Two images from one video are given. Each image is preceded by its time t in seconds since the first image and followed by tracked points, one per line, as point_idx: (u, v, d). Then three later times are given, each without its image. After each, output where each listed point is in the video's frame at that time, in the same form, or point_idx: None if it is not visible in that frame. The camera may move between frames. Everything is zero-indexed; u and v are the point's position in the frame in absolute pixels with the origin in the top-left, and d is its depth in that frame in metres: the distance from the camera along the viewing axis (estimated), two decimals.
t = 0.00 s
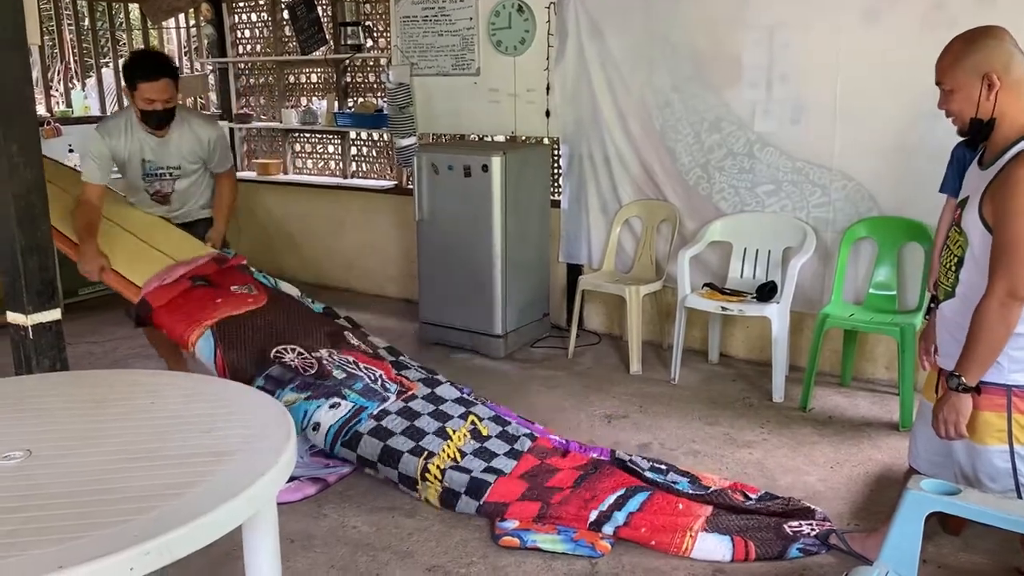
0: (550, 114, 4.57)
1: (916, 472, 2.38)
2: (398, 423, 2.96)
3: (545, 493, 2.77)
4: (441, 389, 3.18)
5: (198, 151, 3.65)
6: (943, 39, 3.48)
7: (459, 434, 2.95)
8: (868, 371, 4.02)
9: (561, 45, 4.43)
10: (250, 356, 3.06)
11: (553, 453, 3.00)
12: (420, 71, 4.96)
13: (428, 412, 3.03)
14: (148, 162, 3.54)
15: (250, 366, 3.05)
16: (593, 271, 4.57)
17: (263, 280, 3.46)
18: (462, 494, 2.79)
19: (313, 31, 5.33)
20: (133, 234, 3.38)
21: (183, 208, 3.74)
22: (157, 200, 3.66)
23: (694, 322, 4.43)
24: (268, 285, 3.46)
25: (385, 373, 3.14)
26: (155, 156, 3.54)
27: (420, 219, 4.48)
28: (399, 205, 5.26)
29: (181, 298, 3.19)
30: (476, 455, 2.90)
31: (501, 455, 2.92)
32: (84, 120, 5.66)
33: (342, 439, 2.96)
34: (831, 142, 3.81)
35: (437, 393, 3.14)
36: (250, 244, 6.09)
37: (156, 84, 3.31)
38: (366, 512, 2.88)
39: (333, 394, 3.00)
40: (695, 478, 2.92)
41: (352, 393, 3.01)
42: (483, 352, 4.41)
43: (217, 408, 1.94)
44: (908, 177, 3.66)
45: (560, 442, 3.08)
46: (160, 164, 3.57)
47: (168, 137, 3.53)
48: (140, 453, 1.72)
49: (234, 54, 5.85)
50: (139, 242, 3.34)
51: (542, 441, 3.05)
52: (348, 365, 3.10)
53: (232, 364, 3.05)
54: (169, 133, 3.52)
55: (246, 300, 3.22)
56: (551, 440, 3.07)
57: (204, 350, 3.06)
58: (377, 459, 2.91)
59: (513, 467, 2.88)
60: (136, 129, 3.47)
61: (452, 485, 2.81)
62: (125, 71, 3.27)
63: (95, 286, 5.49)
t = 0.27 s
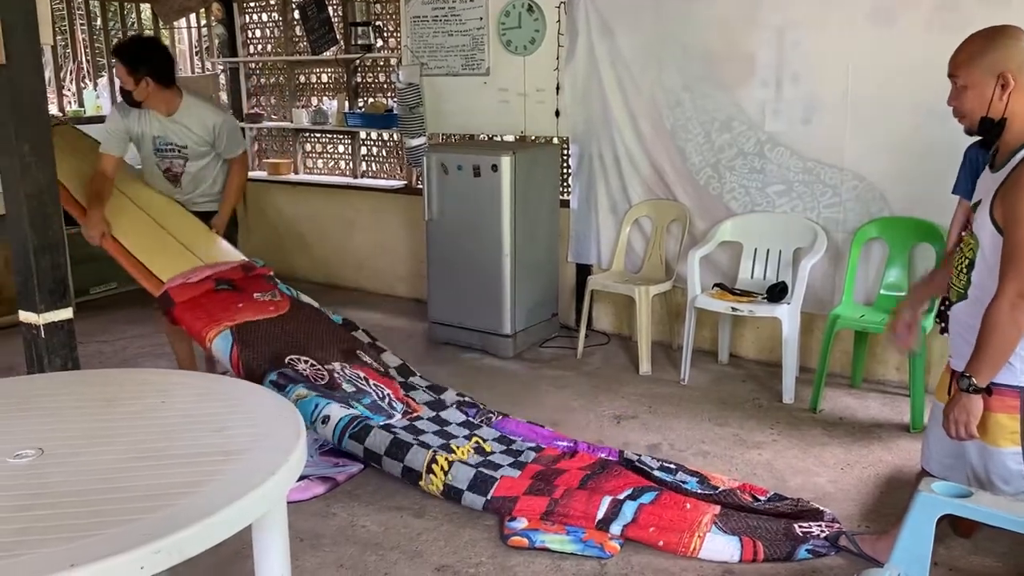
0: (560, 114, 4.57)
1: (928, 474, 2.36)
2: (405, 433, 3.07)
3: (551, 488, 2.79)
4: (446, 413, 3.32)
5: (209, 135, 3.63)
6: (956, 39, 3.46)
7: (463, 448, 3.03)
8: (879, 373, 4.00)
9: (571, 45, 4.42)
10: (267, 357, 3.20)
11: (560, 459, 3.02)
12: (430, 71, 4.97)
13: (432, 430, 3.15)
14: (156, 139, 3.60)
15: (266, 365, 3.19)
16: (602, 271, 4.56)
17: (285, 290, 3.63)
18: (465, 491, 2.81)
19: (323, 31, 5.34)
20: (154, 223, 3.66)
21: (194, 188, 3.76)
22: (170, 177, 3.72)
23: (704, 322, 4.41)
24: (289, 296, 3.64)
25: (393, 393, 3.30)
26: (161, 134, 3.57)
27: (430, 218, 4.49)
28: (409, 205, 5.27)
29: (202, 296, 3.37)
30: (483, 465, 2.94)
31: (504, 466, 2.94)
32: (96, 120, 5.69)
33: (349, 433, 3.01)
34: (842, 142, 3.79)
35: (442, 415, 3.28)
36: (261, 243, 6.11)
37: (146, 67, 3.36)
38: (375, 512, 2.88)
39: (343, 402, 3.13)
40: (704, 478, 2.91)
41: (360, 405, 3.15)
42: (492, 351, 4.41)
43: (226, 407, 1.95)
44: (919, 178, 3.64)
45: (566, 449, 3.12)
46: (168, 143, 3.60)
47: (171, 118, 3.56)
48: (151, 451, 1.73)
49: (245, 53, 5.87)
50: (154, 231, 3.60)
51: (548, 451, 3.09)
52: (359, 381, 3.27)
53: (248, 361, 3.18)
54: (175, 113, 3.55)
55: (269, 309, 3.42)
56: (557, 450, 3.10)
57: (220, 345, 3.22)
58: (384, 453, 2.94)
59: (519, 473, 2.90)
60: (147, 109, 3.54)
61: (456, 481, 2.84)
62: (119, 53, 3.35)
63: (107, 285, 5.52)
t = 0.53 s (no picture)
0: (571, 114, 4.56)
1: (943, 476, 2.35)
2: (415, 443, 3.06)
3: (561, 487, 2.78)
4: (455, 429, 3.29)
5: (217, 127, 3.97)
6: (970, 38, 3.43)
7: (473, 457, 2.99)
8: (892, 374, 3.97)
9: (583, 45, 4.41)
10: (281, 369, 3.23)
11: (571, 460, 3.00)
12: (442, 71, 4.97)
13: (443, 441, 3.10)
14: (167, 129, 3.92)
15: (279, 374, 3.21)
16: (613, 271, 4.55)
17: (302, 303, 3.69)
18: (475, 492, 2.80)
19: (335, 31, 5.35)
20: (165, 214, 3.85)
21: (197, 178, 4.07)
22: (177, 166, 4.03)
23: (715, 323, 4.40)
24: (306, 309, 3.69)
25: (403, 408, 3.29)
26: (173, 124, 3.91)
27: (441, 218, 4.49)
28: (420, 205, 5.28)
29: (219, 308, 3.49)
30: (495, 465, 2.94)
31: (516, 467, 2.93)
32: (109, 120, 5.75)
33: (361, 438, 3.02)
34: (855, 142, 3.77)
35: (453, 432, 3.25)
36: (273, 242, 6.14)
37: (167, 53, 3.68)
38: (385, 511, 2.89)
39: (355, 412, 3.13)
40: (715, 479, 2.90)
41: (372, 416, 3.14)
42: (503, 351, 4.41)
43: (237, 407, 1.95)
44: (933, 178, 3.62)
45: (577, 450, 3.11)
46: (176, 132, 3.93)
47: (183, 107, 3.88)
48: (162, 451, 1.74)
49: (257, 54, 5.89)
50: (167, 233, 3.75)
51: (559, 452, 3.07)
52: (370, 395, 3.26)
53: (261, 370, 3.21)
54: (188, 104, 3.88)
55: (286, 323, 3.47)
56: (568, 451, 3.09)
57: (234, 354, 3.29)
58: (395, 456, 2.95)
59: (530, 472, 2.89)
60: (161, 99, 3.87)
61: (466, 483, 2.83)
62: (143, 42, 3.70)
63: (120, 284, 5.55)
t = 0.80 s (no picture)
0: (589, 116, 4.55)
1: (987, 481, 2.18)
2: (422, 461, 3.05)
3: (573, 497, 2.77)
4: (461, 443, 3.27)
5: (189, 126, 4.12)
6: (994, 39, 3.39)
7: (481, 475, 2.99)
8: (912, 378, 3.93)
9: (601, 47, 4.41)
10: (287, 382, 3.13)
11: (581, 461, 3.02)
12: (460, 73, 4.98)
13: (449, 459, 3.11)
14: (139, 127, 4.07)
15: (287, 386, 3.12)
16: (631, 274, 4.54)
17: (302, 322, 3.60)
18: (488, 509, 2.78)
19: (355, 34, 5.38)
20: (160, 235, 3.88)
21: (171, 177, 4.21)
22: (151, 164, 4.18)
23: (734, 326, 4.37)
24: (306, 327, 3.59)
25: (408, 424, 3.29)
26: (145, 122, 4.06)
27: (458, 220, 4.50)
28: (438, 207, 5.29)
29: (220, 325, 3.38)
30: (502, 482, 2.93)
31: (525, 476, 2.95)
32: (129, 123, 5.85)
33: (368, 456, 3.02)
34: (875, 144, 3.73)
35: (457, 446, 3.24)
36: (292, 243, 6.18)
37: (143, 51, 3.83)
38: (402, 512, 2.89)
39: (364, 420, 3.12)
40: (726, 481, 2.90)
41: (381, 425, 3.14)
42: (520, 353, 4.40)
43: (253, 407, 1.96)
44: (954, 180, 3.58)
45: (587, 454, 3.12)
46: (149, 130, 4.08)
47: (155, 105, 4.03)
48: (180, 450, 1.75)
49: (277, 56, 5.93)
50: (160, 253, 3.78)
51: (568, 456, 3.08)
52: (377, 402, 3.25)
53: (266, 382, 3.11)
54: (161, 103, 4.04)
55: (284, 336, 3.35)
56: (576, 455, 3.10)
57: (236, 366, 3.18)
58: (402, 478, 2.95)
59: (541, 481, 2.90)
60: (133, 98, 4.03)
61: (477, 501, 2.82)
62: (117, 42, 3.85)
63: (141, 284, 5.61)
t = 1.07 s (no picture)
0: (611, 120, 4.54)
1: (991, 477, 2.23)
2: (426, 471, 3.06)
3: (586, 504, 2.76)
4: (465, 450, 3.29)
5: (212, 121, 4.18)
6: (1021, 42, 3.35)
7: (487, 477, 3.01)
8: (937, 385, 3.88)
9: (623, 51, 4.40)
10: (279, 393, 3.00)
11: (587, 468, 3.03)
12: (482, 78, 4.99)
13: (454, 467, 3.11)
14: (166, 119, 4.16)
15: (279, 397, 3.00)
16: (652, 279, 4.52)
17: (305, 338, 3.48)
18: (499, 514, 2.77)
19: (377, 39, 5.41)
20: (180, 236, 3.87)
21: (194, 171, 4.26)
22: (176, 157, 4.25)
23: (756, 331, 4.34)
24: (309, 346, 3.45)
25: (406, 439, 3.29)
26: (171, 115, 4.14)
27: (479, 224, 4.51)
28: (459, 211, 5.30)
29: (223, 335, 3.30)
30: (509, 486, 2.94)
31: (533, 481, 2.96)
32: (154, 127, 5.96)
33: (372, 468, 3.06)
34: (900, 148, 3.70)
35: (459, 453, 3.26)
36: (314, 247, 6.22)
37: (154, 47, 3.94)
38: (422, 515, 2.90)
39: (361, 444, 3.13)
40: (733, 485, 2.91)
41: (378, 447, 3.18)
42: (540, 357, 4.40)
43: (276, 409, 1.98)
44: (980, 185, 3.54)
45: (594, 459, 3.12)
46: (175, 123, 4.16)
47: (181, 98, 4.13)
48: (204, 451, 1.77)
49: (301, 61, 5.98)
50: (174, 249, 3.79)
51: (575, 463, 3.09)
52: (371, 425, 3.26)
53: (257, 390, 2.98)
54: (187, 96, 4.13)
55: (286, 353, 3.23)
56: (582, 461, 3.11)
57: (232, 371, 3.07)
58: (409, 484, 2.97)
59: (549, 488, 2.90)
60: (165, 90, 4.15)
61: (488, 506, 2.81)
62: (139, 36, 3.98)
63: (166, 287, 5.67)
